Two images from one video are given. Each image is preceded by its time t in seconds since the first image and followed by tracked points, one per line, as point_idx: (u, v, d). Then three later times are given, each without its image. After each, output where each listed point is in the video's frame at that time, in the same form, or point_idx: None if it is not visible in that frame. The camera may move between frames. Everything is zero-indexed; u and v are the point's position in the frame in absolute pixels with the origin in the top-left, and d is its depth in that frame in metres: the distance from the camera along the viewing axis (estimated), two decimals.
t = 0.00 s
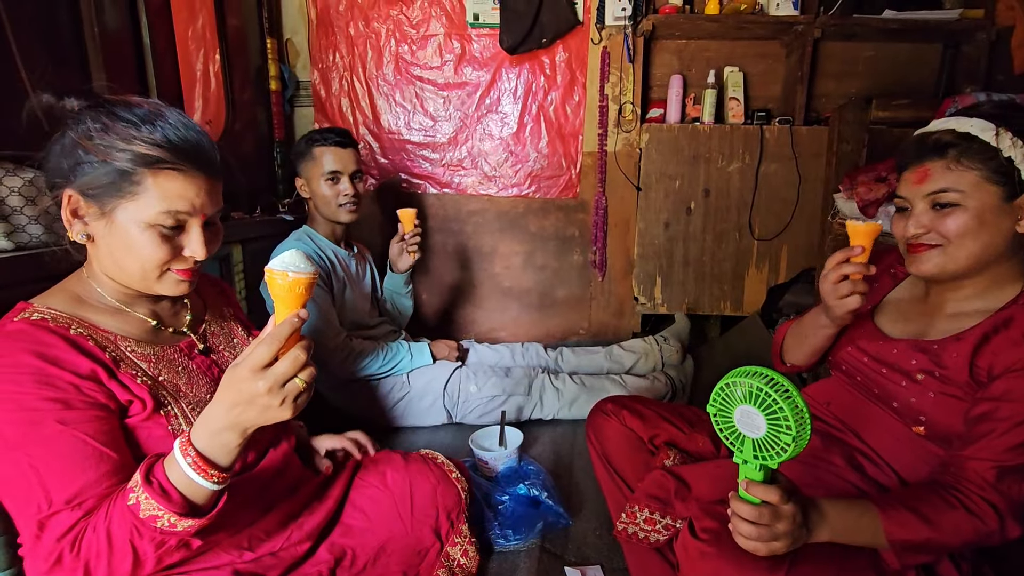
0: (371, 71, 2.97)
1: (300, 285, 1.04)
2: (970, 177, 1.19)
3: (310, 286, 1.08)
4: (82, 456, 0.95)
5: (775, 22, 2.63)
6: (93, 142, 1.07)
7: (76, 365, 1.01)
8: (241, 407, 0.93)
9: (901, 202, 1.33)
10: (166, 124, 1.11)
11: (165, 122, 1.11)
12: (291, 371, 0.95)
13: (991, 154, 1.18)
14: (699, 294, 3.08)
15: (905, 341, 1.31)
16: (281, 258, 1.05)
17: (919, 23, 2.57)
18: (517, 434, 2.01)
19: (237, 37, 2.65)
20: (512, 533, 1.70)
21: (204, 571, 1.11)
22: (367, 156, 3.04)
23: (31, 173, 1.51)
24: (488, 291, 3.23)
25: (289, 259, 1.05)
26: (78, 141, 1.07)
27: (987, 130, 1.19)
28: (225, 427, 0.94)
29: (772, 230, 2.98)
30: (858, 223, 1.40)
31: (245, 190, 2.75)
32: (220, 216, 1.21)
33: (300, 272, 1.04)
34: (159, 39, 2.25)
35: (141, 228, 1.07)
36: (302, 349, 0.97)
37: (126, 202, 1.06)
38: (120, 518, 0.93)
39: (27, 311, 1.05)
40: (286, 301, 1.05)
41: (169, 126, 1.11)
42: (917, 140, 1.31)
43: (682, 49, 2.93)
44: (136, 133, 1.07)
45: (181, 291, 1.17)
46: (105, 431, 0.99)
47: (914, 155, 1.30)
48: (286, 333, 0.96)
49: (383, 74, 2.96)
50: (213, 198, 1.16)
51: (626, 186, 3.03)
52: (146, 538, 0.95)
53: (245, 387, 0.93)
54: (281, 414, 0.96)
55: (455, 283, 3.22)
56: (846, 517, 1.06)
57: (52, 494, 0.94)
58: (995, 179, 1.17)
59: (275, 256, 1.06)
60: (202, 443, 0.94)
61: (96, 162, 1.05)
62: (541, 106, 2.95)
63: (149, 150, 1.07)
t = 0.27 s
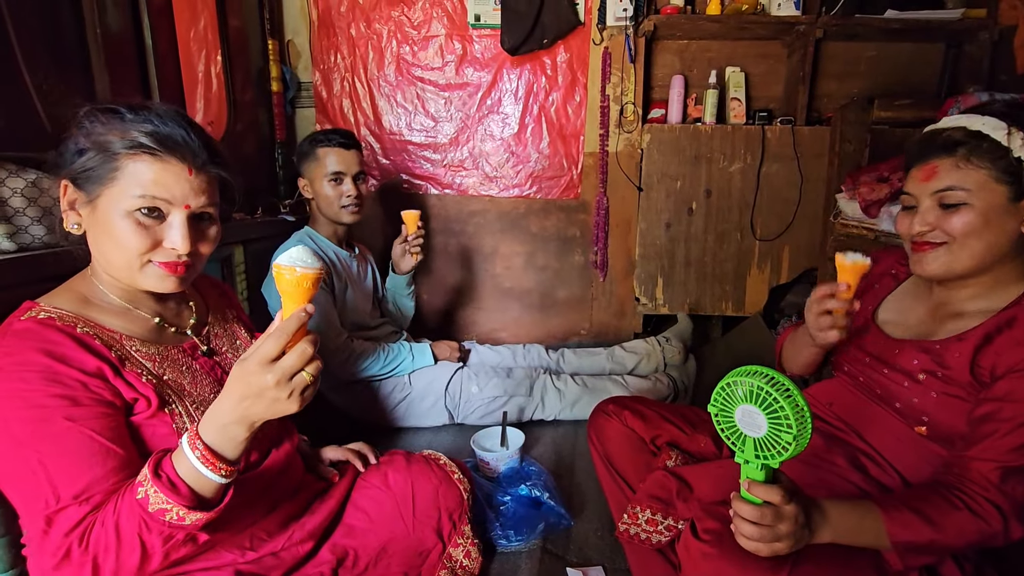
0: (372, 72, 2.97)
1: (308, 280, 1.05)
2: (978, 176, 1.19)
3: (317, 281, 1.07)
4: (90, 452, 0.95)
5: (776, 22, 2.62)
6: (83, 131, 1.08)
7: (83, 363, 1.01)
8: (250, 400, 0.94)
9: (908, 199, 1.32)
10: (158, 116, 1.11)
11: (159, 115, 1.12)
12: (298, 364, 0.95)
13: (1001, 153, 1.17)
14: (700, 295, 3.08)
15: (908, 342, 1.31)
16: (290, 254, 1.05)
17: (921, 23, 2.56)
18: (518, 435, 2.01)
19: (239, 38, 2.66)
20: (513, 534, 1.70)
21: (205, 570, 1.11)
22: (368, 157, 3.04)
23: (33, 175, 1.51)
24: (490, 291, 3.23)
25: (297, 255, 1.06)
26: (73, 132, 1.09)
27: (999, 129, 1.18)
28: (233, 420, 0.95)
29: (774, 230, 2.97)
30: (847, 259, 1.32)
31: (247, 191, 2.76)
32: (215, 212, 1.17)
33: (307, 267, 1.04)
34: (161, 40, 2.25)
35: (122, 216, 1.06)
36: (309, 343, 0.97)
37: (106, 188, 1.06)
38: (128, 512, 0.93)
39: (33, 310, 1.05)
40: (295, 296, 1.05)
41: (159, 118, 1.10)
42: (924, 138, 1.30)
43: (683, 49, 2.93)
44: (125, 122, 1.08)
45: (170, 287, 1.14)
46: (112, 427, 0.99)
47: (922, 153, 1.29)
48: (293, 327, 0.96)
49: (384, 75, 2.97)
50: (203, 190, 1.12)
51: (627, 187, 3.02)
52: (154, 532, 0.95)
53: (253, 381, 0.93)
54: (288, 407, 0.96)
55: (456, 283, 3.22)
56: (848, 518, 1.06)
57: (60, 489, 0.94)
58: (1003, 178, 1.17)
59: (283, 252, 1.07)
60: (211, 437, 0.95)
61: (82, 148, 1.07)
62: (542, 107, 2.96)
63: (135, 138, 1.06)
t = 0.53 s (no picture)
0: (374, 73, 2.97)
1: (313, 288, 1.05)
2: (995, 171, 1.19)
3: (322, 288, 1.07)
4: (93, 453, 0.95)
5: (777, 22, 2.62)
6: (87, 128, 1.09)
7: (85, 364, 1.01)
8: (254, 406, 0.94)
9: (920, 194, 1.33)
10: (162, 114, 1.11)
11: (163, 112, 1.12)
12: (302, 371, 0.96)
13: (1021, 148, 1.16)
14: (701, 295, 3.08)
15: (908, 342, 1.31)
16: (297, 261, 1.05)
17: (922, 23, 2.56)
18: (520, 436, 2.01)
19: (240, 39, 2.66)
20: (515, 535, 1.70)
21: (207, 570, 1.11)
22: (370, 158, 3.04)
23: (36, 176, 1.52)
24: (491, 292, 3.23)
25: (304, 262, 1.06)
26: (77, 129, 1.10)
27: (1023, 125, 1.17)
28: (237, 424, 0.95)
29: (775, 231, 2.97)
30: (845, 270, 1.38)
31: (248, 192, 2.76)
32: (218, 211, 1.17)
33: (313, 275, 1.04)
34: (163, 42, 2.26)
35: (124, 213, 1.06)
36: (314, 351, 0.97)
37: (109, 184, 1.07)
38: (131, 514, 0.93)
39: (36, 311, 1.05)
40: (299, 302, 1.05)
41: (163, 115, 1.11)
42: (945, 130, 1.28)
43: (684, 50, 2.93)
44: (129, 119, 1.09)
45: (170, 286, 1.13)
46: (115, 428, 0.99)
47: (935, 147, 1.29)
48: (299, 335, 0.96)
49: (386, 76, 2.97)
50: (205, 187, 1.13)
51: (628, 187, 3.02)
52: (157, 534, 0.95)
53: (258, 387, 0.93)
54: (292, 413, 0.97)
55: (457, 284, 3.22)
56: (849, 519, 1.06)
57: (64, 490, 0.94)
58: (1020, 174, 1.17)
59: (289, 258, 1.07)
60: (215, 441, 0.95)
61: (86, 145, 1.07)
62: (543, 107, 2.96)
63: (138, 135, 1.07)
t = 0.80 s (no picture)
0: (375, 73, 2.97)
1: (309, 288, 1.05)
2: (992, 171, 1.19)
3: (319, 288, 1.07)
4: (94, 454, 0.95)
5: (777, 22, 2.62)
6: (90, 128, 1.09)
7: (87, 365, 1.01)
8: (253, 407, 0.94)
9: (918, 193, 1.32)
10: (163, 114, 1.12)
11: (164, 112, 1.13)
12: (301, 371, 0.96)
13: (1017, 148, 1.17)
14: (702, 295, 3.08)
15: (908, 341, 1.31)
16: (292, 260, 1.05)
17: (922, 23, 2.56)
18: (521, 436, 2.01)
19: (241, 40, 2.67)
20: (516, 534, 1.70)
21: (209, 569, 1.12)
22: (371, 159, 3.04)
23: (38, 177, 1.52)
24: (491, 292, 3.23)
25: (299, 262, 1.05)
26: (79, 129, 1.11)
27: (1019, 126, 1.18)
28: (237, 425, 0.95)
29: (776, 230, 2.97)
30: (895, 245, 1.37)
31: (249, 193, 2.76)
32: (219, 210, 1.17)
33: (310, 274, 1.05)
34: (165, 43, 2.26)
35: (125, 211, 1.07)
36: (312, 351, 0.98)
37: (110, 183, 1.07)
38: (132, 515, 0.94)
39: (37, 312, 1.06)
40: (297, 303, 1.06)
41: (165, 115, 1.11)
42: (947, 131, 1.29)
43: (685, 50, 2.93)
44: (130, 119, 1.09)
45: (172, 285, 1.14)
46: (116, 429, 0.99)
47: (935, 148, 1.30)
48: (296, 335, 0.96)
49: (386, 77, 2.97)
50: (206, 187, 1.13)
51: (628, 187, 3.02)
52: (158, 535, 0.95)
53: (256, 387, 0.93)
54: (291, 413, 0.97)
55: (457, 284, 3.23)
56: (850, 518, 1.06)
57: (64, 491, 0.94)
58: (1017, 174, 1.17)
59: (285, 258, 1.07)
60: (214, 442, 0.95)
61: (88, 144, 1.08)
62: (544, 108, 2.96)
63: (139, 133, 1.07)
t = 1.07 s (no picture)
0: (375, 74, 2.98)
1: (257, 247, 1.01)
2: (989, 173, 1.19)
3: (266, 248, 1.03)
4: (96, 453, 0.95)
5: (778, 22, 2.62)
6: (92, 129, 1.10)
7: (88, 365, 1.01)
8: (222, 371, 0.92)
9: (916, 193, 1.33)
10: (165, 114, 1.12)
11: (167, 113, 1.13)
12: (263, 327, 0.93)
13: (1014, 150, 1.17)
14: (703, 296, 3.08)
15: (909, 340, 1.31)
16: (232, 224, 1.01)
17: (923, 23, 2.56)
18: (522, 436, 2.01)
19: (242, 42, 2.67)
20: (518, 535, 1.70)
21: (211, 569, 1.12)
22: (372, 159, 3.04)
23: (39, 179, 1.52)
24: (492, 293, 3.23)
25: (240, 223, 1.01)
26: (82, 130, 1.11)
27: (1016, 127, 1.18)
28: (211, 395, 0.93)
29: (777, 231, 2.97)
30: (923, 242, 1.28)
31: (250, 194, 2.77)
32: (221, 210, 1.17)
33: (255, 235, 1.00)
34: (166, 45, 2.26)
35: (126, 210, 1.07)
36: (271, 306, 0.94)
37: (112, 183, 1.07)
38: (127, 501, 0.92)
39: (39, 313, 1.06)
40: (245, 264, 1.01)
41: (166, 116, 1.12)
42: (944, 131, 1.29)
43: (685, 50, 2.93)
44: (132, 119, 1.09)
45: (172, 286, 1.13)
46: (118, 428, 0.99)
47: (935, 147, 1.29)
48: (252, 293, 0.93)
49: (387, 78, 2.98)
50: (207, 187, 1.12)
51: (629, 188, 3.02)
52: (156, 516, 0.93)
53: (220, 350, 0.91)
54: (261, 372, 0.94)
55: (459, 285, 3.22)
56: (852, 519, 1.06)
57: (66, 491, 0.94)
58: (1013, 177, 1.16)
59: (226, 224, 1.02)
60: (191, 415, 0.93)
61: (90, 145, 1.08)
62: (544, 109, 2.96)
63: (141, 133, 1.07)
